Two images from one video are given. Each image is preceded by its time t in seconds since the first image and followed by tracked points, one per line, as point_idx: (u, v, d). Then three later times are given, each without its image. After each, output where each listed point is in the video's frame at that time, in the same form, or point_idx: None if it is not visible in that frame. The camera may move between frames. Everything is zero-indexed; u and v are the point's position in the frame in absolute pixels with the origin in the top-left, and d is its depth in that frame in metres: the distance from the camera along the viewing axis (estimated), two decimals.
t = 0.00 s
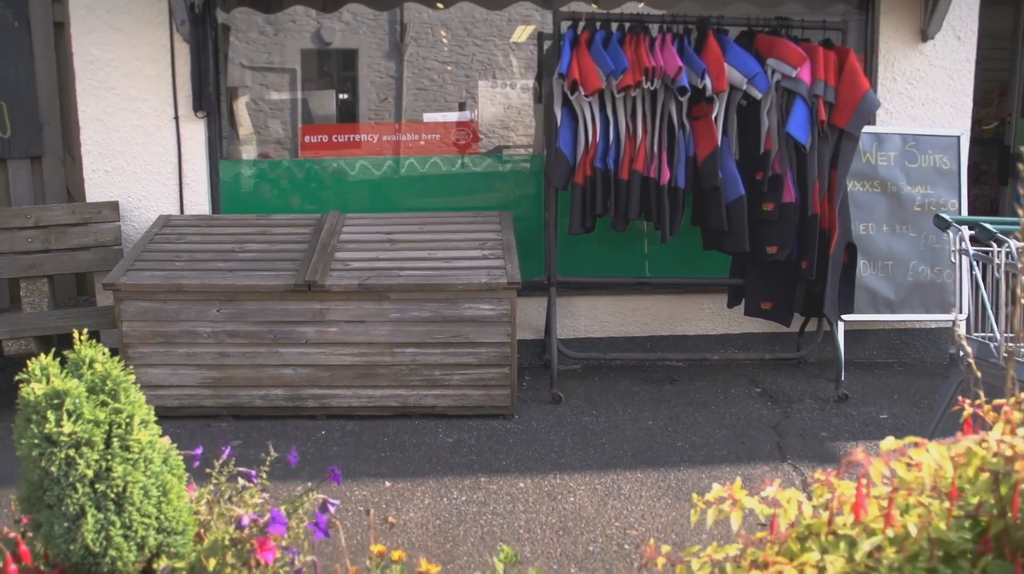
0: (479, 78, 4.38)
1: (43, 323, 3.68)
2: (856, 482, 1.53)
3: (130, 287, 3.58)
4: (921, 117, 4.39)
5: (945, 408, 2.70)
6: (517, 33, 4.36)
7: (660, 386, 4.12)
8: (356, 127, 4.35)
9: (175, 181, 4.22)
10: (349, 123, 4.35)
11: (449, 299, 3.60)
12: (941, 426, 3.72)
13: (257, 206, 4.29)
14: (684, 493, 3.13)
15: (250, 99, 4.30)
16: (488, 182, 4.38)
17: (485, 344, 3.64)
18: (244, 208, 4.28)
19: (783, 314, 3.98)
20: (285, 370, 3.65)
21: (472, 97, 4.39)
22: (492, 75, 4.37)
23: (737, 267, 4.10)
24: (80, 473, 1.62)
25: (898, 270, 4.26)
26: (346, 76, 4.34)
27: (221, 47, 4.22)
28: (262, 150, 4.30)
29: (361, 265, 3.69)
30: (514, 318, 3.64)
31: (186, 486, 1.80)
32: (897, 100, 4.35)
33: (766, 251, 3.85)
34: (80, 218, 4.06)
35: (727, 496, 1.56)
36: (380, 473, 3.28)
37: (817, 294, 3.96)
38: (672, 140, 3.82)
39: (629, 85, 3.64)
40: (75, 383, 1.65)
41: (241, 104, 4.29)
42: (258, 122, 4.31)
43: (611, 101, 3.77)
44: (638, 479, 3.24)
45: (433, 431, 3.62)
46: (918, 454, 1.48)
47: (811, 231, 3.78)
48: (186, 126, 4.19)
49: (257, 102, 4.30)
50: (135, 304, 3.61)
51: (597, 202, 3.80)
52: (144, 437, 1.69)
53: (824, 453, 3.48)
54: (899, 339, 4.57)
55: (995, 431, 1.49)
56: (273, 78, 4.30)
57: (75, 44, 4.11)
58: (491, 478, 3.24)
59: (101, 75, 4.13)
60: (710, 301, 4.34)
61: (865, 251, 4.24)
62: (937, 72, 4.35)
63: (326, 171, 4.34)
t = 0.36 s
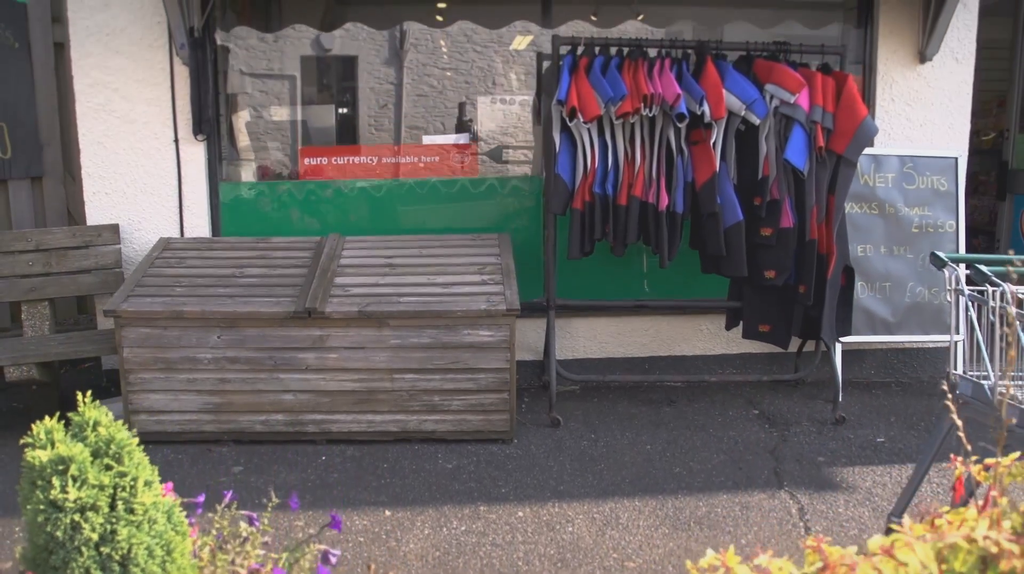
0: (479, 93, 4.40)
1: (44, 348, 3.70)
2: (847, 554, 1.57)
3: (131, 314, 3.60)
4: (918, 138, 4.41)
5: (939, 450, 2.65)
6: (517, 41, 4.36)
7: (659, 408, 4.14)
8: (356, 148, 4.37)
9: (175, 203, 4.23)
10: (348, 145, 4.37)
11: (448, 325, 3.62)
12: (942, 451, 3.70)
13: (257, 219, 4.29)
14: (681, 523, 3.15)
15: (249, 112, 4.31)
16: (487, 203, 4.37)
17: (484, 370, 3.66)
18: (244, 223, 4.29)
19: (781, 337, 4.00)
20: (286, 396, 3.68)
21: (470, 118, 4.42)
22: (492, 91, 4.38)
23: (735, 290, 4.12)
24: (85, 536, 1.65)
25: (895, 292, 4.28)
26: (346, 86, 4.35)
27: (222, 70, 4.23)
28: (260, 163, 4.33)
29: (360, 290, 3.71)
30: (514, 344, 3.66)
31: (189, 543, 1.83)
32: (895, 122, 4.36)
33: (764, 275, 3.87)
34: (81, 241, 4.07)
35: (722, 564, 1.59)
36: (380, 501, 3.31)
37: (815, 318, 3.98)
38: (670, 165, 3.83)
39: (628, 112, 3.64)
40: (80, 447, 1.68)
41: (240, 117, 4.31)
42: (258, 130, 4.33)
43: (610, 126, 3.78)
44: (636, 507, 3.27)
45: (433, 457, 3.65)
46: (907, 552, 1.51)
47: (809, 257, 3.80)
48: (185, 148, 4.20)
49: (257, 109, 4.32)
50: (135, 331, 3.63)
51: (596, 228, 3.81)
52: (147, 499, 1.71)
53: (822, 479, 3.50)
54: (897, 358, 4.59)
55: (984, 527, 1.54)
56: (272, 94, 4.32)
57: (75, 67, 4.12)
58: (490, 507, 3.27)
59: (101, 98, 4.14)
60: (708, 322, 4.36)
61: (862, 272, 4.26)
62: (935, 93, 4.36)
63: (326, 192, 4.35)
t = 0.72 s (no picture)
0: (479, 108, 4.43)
1: (46, 373, 3.72)
2: None
3: (132, 339, 3.62)
4: (916, 159, 4.43)
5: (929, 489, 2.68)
6: (517, 49, 4.37)
7: (656, 429, 4.17)
8: (355, 170, 4.40)
9: (175, 225, 4.25)
10: (345, 167, 4.39)
11: (447, 350, 3.65)
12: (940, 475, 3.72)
13: (257, 231, 4.28)
14: (678, 550, 3.18)
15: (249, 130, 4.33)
16: (484, 226, 4.38)
17: (482, 395, 3.69)
18: (242, 238, 4.29)
19: (777, 359, 4.03)
20: (286, 421, 3.70)
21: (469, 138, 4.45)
22: (492, 107, 4.42)
23: (733, 311, 4.15)
24: None
25: (892, 312, 4.30)
26: (346, 96, 4.36)
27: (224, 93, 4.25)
28: (257, 178, 4.35)
29: (360, 315, 3.74)
30: (512, 369, 3.69)
31: None
32: (892, 143, 4.38)
33: (761, 299, 3.89)
34: (81, 264, 4.09)
35: None
36: (379, 528, 3.33)
37: (811, 341, 4.00)
38: (668, 189, 3.84)
39: (625, 138, 3.65)
40: (84, 508, 1.71)
41: (239, 134, 4.32)
42: (258, 135, 4.34)
43: (608, 152, 3.78)
44: (634, 534, 3.29)
45: (432, 481, 3.67)
46: None
47: (806, 281, 3.82)
48: (185, 171, 4.21)
49: (258, 115, 4.33)
50: (135, 356, 3.65)
51: (594, 252, 3.82)
52: (151, 557, 1.74)
53: (818, 504, 3.52)
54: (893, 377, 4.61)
55: None
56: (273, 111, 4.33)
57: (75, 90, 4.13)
58: (489, 534, 3.29)
59: (102, 120, 4.16)
60: (706, 342, 4.39)
61: (859, 294, 4.29)
62: (932, 114, 4.37)
63: (325, 214, 4.33)
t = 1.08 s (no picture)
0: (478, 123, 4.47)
1: (45, 397, 3.74)
2: None
3: (131, 365, 3.64)
4: (912, 179, 4.44)
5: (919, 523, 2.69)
6: (517, 57, 4.37)
7: (652, 449, 4.19)
8: (354, 193, 4.40)
9: (173, 246, 4.27)
10: (343, 189, 4.40)
11: (445, 376, 3.67)
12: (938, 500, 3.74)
13: (258, 246, 4.30)
14: None
15: (247, 145, 4.36)
16: (481, 248, 4.39)
17: (479, 419, 3.71)
18: (241, 260, 4.31)
19: (773, 381, 4.04)
20: (284, 445, 3.73)
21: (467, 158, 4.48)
22: (493, 121, 4.45)
23: (729, 333, 4.16)
24: None
25: (888, 333, 4.32)
26: (345, 105, 4.39)
27: (227, 109, 4.31)
28: (255, 192, 4.38)
29: (358, 340, 3.76)
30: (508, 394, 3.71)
31: None
32: (889, 164, 4.39)
33: (757, 322, 3.90)
34: (80, 286, 4.11)
35: None
36: (377, 554, 3.36)
37: (807, 364, 4.01)
38: (664, 214, 3.86)
39: (622, 164, 3.66)
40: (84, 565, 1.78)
41: (239, 148, 4.35)
42: (256, 140, 4.37)
43: (605, 178, 3.80)
44: (629, 560, 3.31)
45: (430, 506, 3.70)
46: None
47: (801, 305, 3.84)
48: (184, 193, 4.22)
49: (257, 121, 4.36)
50: (134, 381, 3.68)
51: (591, 276, 3.84)
52: None
53: (813, 529, 3.54)
54: (890, 396, 4.63)
55: None
56: (272, 124, 4.36)
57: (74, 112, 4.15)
58: (485, 560, 3.31)
59: (100, 143, 4.17)
60: (703, 362, 4.41)
61: (855, 314, 4.30)
62: (929, 135, 4.38)
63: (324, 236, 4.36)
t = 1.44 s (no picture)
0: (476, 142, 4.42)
1: (44, 421, 3.76)
2: None
3: (129, 390, 3.66)
4: (908, 199, 4.45)
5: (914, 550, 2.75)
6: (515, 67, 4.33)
7: (648, 470, 4.22)
8: (351, 214, 4.41)
9: (172, 267, 4.28)
10: (339, 211, 4.40)
11: (441, 401, 3.70)
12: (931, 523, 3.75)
13: (257, 264, 4.34)
14: None
15: (244, 158, 4.34)
16: (479, 269, 4.42)
17: (475, 443, 3.73)
18: (238, 282, 4.35)
19: (768, 403, 4.06)
20: (282, 468, 3.76)
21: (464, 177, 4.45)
22: (489, 139, 4.42)
23: (725, 354, 4.18)
24: None
25: (883, 353, 4.34)
26: (343, 115, 4.37)
27: (225, 126, 4.30)
28: (252, 206, 4.38)
29: (355, 364, 3.79)
30: (504, 418, 3.73)
31: None
32: (884, 184, 4.40)
33: (752, 345, 3.92)
34: (79, 307, 4.13)
35: None
36: None
37: (802, 387, 4.03)
38: (660, 238, 3.87)
39: (617, 189, 3.68)
40: None
41: (238, 163, 4.34)
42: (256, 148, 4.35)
43: (600, 203, 3.81)
44: None
45: (426, 529, 3.73)
46: None
47: (796, 329, 3.85)
48: (182, 215, 4.24)
49: (256, 127, 4.33)
50: (133, 406, 3.70)
51: (586, 300, 3.87)
52: None
53: (806, 553, 3.55)
54: (885, 415, 4.65)
55: None
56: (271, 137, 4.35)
57: (72, 135, 4.16)
58: None
59: (97, 165, 4.19)
60: (698, 382, 4.43)
61: (850, 335, 4.32)
62: (924, 155, 4.39)
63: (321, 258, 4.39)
